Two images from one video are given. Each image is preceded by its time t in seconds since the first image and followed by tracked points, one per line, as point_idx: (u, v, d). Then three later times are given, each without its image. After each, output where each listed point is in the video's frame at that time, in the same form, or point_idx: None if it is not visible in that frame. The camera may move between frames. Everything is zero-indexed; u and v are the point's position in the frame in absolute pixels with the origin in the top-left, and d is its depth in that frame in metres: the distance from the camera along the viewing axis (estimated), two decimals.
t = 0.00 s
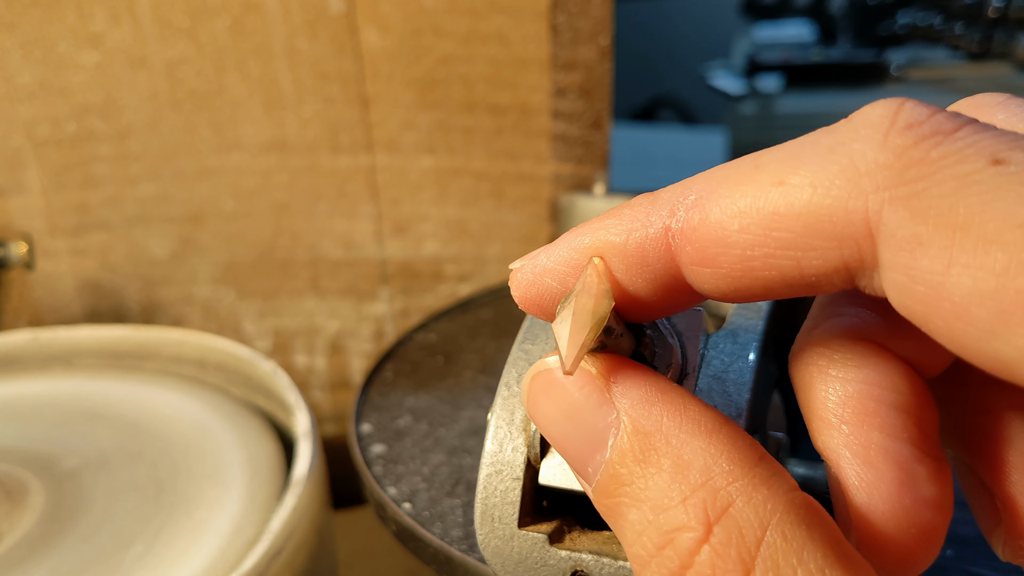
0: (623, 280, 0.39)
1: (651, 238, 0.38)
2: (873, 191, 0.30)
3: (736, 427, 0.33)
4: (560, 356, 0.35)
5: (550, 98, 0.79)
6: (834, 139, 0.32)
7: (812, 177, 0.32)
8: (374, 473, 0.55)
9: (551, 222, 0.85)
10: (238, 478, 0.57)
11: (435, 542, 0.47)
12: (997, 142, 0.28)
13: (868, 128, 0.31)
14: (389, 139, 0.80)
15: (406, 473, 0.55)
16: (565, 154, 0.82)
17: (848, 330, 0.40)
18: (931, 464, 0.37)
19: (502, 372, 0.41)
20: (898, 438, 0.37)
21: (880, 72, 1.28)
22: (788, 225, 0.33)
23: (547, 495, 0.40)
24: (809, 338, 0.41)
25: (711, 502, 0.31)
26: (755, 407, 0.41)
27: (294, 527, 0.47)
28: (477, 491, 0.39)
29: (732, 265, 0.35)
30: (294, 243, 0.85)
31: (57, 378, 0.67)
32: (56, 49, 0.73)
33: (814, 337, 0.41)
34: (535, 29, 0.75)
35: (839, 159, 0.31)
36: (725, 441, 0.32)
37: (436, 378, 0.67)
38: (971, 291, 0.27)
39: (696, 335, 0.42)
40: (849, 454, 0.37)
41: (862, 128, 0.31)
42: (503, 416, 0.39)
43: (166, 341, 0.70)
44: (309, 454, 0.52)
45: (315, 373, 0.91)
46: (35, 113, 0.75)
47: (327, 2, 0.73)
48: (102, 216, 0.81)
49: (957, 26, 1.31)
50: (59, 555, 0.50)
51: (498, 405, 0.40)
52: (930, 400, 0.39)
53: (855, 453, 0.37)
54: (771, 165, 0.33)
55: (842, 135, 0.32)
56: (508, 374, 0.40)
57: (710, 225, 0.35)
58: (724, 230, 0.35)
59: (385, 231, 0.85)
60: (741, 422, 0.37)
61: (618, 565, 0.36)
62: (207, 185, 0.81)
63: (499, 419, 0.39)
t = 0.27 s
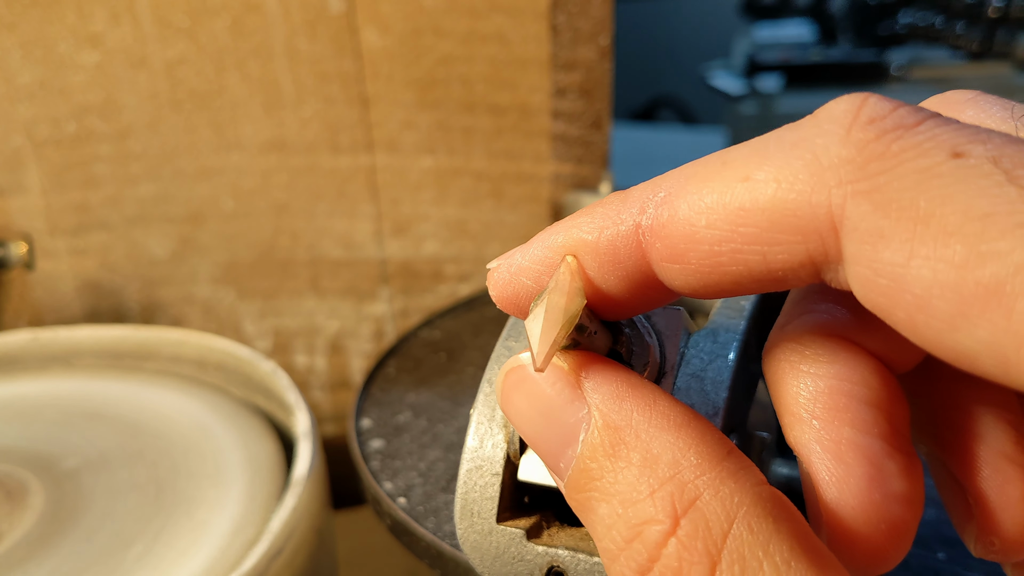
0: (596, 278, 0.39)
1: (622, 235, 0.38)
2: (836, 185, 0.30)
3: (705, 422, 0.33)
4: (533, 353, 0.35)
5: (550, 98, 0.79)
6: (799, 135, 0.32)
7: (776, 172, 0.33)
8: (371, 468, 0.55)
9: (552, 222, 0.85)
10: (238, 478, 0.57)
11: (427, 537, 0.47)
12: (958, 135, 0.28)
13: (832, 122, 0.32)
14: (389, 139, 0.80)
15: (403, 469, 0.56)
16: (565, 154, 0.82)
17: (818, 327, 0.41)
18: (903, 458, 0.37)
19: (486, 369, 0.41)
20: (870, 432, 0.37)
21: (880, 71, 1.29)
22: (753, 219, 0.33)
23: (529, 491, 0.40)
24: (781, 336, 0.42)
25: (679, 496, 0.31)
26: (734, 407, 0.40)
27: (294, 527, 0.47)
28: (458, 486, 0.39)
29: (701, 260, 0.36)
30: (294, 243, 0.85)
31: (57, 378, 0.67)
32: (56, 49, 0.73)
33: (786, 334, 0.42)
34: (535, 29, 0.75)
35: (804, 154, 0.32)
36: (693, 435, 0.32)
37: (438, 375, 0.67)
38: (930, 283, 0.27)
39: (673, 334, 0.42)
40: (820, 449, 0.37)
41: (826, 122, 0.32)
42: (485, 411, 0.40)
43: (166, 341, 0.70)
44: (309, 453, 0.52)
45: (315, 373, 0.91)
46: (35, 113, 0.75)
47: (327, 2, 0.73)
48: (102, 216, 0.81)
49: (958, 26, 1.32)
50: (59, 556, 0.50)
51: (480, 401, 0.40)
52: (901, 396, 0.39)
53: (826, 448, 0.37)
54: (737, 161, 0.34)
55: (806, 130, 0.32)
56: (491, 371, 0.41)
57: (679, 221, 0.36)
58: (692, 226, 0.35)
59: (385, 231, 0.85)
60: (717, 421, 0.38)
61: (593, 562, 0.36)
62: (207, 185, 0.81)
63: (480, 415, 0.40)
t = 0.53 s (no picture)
0: (579, 276, 0.40)
1: (604, 234, 0.39)
2: (813, 184, 0.31)
3: (682, 420, 0.33)
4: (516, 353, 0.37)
5: (550, 98, 0.79)
6: (775, 134, 0.33)
7: (754, 171, 0.34)
8: (369, 464, 0.56)
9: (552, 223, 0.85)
10: (238, 478, 0.57)
11: (422, 534, 0.48)
12: (934, 134, 0.29)
13: (810, 121, 0.33)
14: (389, 140, 0.80)
15: (401, 465, 0.56)
16: (565, 154, 0.82)
17: (800, 326, 0.42)
18: (880, 456, 0.38)
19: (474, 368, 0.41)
20: (849, 431, 0.39)
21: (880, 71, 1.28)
22: (732, 218, 0.34)
23: (517, 488, 0.40)
24: (763, 334, 0.43)
25: (657, 493, 0.31)
26: (720, 407, 0.40)
27: (294, 527, 0.47)
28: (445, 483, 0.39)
29: (681, 259, 0.37)
30: (294, 243, 0.85)
31: (57, 377, 0.68)
32: (56, 49, 0.73)
33: (768, 333, 0.42)
34: (535, 29, 0.75)
35: (781, 151, 0.33)
36: (671, 433, 0.33)
37: (439, 373, 0.67)
38: (905, 280, 0.28)
39: (660, 333, 0.43)
40: (801, 448, 0.39)
41: (804, 121, 0.33)
42: (473, 409, 0.40)
43: (166, 341, 0.70)
44: (309, 453, 0.52)
45: (315, 373, 0.92)
46: (35, 113, 0.75)
47: (327, 2, 0.73)
48: (102, 216, 0.81)
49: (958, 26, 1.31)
50: (59, 556, 0.50)
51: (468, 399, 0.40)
52: (879, 395, 0.40)
53: (807, 446, 0.38)
54: (716, 160, 0.35)
55: (784, 129, 0.33)
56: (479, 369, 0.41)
57: (659, 220, 0.37)
58: (671, 225, 0.36)
59: (385, 231, 0.85)
60: (702, 421, 0.37)
61: (576, 560, 0.36)
62: (207, 185, 0.81)
63: (469, 413, 0.40)
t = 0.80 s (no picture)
0: (567, 275, 0.40)
1: (591, 232, 0.40)
2: (797, 180, 0.32)
3: (661, 415, 0.34)
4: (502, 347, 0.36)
5: (550, 98, 0.79)
6: (759, 132, 0.34)
7: (739, 167, 0.34)
8: (368, 461, 0.56)
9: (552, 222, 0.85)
10: (238, 478, 0.57)
11: (418, 531, 0.48)
12: (916, 129, 0.30)
13: (795, 116, 0.33)
14: (389, 140, 0.80)
15: (400, 463, 0.56)
16: (565, 154, 0.82)
17: (788, 319, 0.42)
18: (868, 449, 0.38)
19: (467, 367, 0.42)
20: (836, 425, 0.39)
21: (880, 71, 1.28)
22: (717, 215, 0.35)
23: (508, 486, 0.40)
24: (750, 327, 0.43)
25: (641, 489, 0.31)
26: (710, 407, 0.39)
27: (294, 527, 0.47)
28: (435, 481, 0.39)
29: (667, 256, 0.37)
30: (294, 243, 0.85)
31: (57, 377, 0.68)
32: (56, 49, 0.73)
33: (756, 325, 0.42)
34: (535, 29, 0.75)
35: (766, 149, 0.33)
36: (652, 428, 0.33)
37: (440, 371, 0.67)
38: (889, 274, 0.29)
39: (651, 331, 0.42)
40: (789, 441, 0.39)
41: (789, 117, 0.33)
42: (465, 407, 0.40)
43: (166, 341, 0.70)
44: (309, 454, 0.52)
45: (315, 373, 0.92)
46: (35, 113, 0.75)
47: (327, 2, 0.73)
48: (102, 216, 0.81)
49: (958, 26, 1.29)
50: (58, 556, 0.50)
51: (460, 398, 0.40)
52: (866, 387, 0.41)
53: (795, 440, 0.39)
54: (703, 157, 0.35)
55: (768, 127, 0.34)
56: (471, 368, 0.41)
57: (645, 217, 0.37)
58: (658, 222, 0.37)
59: (385, 231, 0.85)
60: (691, 420, 0.37)
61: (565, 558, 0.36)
62: (207, 185, 0.81)
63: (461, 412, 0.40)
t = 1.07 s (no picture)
0: (568, 274, 0.40)
1: (592, 231, 0.39)
2: (799, 183, 0.32)
3: (661, 419, 0.33)
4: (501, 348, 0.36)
5: (550, 98, 0.79)
6: (763, 132, 0.34)
7: (742, 169, 0.34)
8: (368, 461, 0.56)
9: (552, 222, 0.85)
10: (238, 478, 0.57)
11: (418, 530, 0.48)
12: (919, 132, 0.30)
13: (799, 117, 0.33)
14: (389, 140, 0.80)
15: (400, 462, 0.56)
16: (565, 154, 0.81)
17: (789, 322, 0.42)
18: (870, 451, 0.38)
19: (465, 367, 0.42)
20: (837, 427, 0.39)
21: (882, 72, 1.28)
22: (719, 216, 0.35)
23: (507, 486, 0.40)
24: (751, 330, 0.43)
25: (642, 495, 0.31)
26: (709, 407, 0.39)
27: (294, 527, 0.47)
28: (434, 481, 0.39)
29: (669, 257, 0.37)
30: (294, 243, 0.85)
31: (57, 377, 0.68)
32: (56, 49, 0.73)
33: (756, 328, 0.42)
34: (535, 29, 0.75)
35: (770, 151, 0.33)
36: (652, 433, 0.33)
37: (440, 371, 0.67)
38: (890, 276, 0.29)
39: (649, 331, 0.42)
40: (789, 444, 0.39)
41: (792, 120, 0.33)
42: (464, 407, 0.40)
43: (166, 341, 0.70)
44: (309, 453, 0.52)
45: (315, 373, 0.92)
46: (35, 113, 0.75)
47: (327, 2, 0.73)
48: (102, 216, 0.81)
49: (959, 26, 1.32)
50: (58, 556, 0.50)
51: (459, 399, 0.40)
52: (868, 390, 0.41)
53: (795, 442, 0.39)
54: (706, 158, 0.35)
55: (771, 128, 0.34)
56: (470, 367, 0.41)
57: (647, 218, 0.37)
58: (660, 223, 0.36)
59: (385, 231, 0.85)
60: (689, 420, 0.37)
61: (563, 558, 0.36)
62: (207, 185, 0.81)
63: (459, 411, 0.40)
